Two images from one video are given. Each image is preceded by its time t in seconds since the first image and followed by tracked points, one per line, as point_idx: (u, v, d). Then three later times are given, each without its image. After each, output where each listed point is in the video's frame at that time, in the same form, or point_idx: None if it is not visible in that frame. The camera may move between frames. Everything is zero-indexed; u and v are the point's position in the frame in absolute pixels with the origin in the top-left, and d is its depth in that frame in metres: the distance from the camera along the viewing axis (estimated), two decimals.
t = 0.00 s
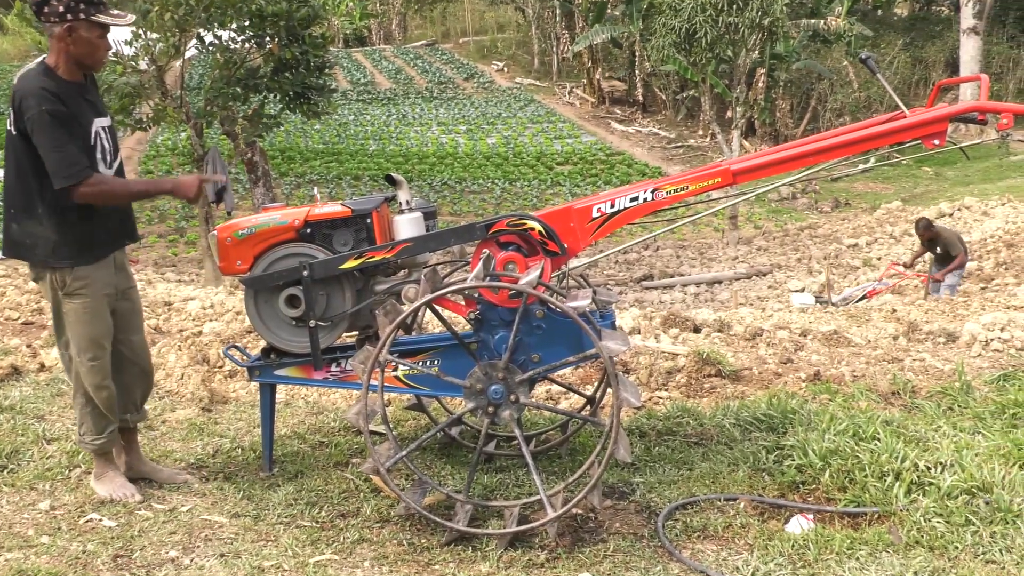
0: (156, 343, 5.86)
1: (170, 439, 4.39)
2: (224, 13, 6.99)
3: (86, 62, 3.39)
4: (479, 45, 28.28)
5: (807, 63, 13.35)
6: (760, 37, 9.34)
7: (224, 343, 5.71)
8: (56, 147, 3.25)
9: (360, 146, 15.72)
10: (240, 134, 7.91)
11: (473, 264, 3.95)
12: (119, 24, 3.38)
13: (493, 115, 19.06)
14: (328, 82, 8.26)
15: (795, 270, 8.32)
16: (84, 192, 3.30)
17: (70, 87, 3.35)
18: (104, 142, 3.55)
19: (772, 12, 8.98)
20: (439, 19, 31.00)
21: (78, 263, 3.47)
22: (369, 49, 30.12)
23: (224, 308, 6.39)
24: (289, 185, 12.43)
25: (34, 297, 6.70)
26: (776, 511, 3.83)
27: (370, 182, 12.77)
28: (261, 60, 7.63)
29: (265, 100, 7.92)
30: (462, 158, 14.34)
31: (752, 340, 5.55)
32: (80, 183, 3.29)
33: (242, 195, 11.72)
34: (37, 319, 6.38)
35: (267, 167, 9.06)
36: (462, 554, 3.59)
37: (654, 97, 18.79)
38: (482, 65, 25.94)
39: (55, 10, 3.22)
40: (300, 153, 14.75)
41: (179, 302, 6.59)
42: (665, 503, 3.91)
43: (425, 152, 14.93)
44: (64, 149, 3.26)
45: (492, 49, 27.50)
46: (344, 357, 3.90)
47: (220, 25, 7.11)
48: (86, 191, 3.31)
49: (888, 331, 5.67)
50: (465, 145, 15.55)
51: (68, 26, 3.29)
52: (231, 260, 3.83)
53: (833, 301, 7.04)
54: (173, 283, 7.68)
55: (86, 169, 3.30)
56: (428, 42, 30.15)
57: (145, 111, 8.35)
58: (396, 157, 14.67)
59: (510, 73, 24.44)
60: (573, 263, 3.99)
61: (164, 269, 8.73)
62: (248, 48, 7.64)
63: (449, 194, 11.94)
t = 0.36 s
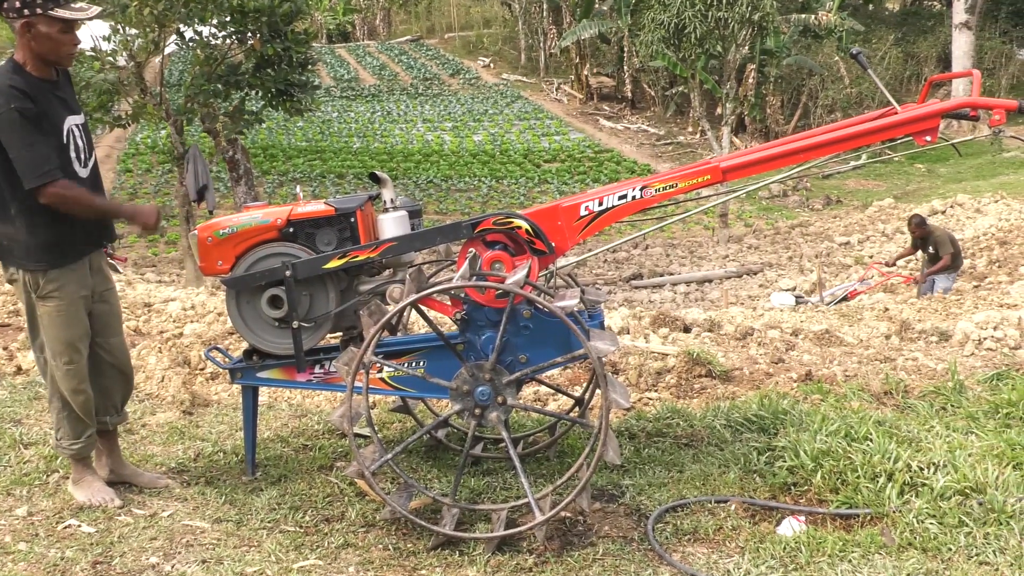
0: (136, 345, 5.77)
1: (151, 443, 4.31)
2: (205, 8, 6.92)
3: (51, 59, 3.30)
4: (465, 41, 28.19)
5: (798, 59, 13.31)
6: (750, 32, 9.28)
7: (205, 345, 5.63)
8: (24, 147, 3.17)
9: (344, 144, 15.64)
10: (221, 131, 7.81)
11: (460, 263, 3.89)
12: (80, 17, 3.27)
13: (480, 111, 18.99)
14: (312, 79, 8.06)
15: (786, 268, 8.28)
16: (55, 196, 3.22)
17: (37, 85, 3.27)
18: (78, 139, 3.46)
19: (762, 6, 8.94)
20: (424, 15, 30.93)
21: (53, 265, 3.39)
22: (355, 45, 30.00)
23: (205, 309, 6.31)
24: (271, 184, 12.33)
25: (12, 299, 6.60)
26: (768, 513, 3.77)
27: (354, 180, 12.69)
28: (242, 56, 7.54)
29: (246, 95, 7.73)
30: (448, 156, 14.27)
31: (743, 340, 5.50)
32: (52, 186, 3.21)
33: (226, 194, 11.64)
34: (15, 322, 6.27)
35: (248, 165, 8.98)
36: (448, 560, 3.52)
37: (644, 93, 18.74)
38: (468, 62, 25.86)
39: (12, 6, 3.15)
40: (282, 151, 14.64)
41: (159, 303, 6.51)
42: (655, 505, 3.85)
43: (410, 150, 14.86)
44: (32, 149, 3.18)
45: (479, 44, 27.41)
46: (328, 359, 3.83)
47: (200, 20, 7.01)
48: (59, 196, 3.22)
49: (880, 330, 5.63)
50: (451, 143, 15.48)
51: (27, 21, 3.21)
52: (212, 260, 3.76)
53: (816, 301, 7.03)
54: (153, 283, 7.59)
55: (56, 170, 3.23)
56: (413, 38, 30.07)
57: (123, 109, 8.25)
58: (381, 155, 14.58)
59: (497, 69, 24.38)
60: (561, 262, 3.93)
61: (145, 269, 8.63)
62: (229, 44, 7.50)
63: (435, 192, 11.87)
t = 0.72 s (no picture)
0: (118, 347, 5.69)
1: (134, 447, 4.23)
2: (188, 4, 6.85)
3: (26, 59, 3.19)
4: (453, 37, 28.08)
5: (792, 54, 13.25)
6: (742, 27, 9.22)
7: (189, 347, 5.56)
8: None
9: (330, 141, 15.56)
10: (205, 129, 7.73)
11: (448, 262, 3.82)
12: (57, 18, 3.16)
13: (469, 108, 18.92)
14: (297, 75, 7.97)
15: (780, 267, 8.23)
16: None
17: (9, 85, 3.16)
18: (57, 140, 3.34)
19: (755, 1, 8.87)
20: (411, 10, 30.82)
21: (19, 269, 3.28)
22: (341, 41, 29.89)
23: (189, 311, 6.24)
24: (256, 183, 12.24)
25: None
26: (762, 516, 3.72)
27: (341, 179, 12.59)
28: (227, 52, 7.45)
29: (230, 92, 7.63)
30: (436, 153, 14.20)
31: (736, 340, 5.45)
32: None
33: (210, 192, 11.54)
34: None
35: (232, 163, 8.90)
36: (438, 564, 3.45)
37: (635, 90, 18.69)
38: (457, 58, 25.78)
39: None
40: (267, 149, 14.53)
41: (142, 305, 6.43)
42: (648, 508, 3.79)
43: (398, 147, 14.78)
44: None
45: (467, 40, 27.33)
46: (314, 360, 3.76)
47: (183, 15, 6.93)
48: None
49: (875, 329, 5.57)
50: (439, 140, 15.42)
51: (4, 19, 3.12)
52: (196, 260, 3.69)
53: (799, 300, 7.01)
54: (136, 284, 7.50)
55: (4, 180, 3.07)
56: (400, 34, 29.96)
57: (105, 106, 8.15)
58: (368, 152, 14.50)
59: (486, 65, 24.30)
60: (551, 261, 3.87)
61: (128, 269, 8.54)
62: (213, 40, 7.45)
63: (424, 191, 11.80)
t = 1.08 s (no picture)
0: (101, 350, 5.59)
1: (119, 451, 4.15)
2: None
3: (47, 65, 3.02)
4: (443, 33, 27.99)
5: (787, 51, 13.18)
6: (737, 22, 9.16)
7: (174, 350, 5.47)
8: None
9: (318, 139, 15.47)
10: (191, 127, 7.64)
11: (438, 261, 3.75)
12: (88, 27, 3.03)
13: (460, 105, 18.85)
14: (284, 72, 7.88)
15: (777, 266, 8.18)
16: None
17: (14, 89, 2.93)
18: (60, 151, 3.06)
19: None
20: (401, 5, 30.71)
21: None
22: (328, 36, 29.77)
23: (174, 313, 6.16)
24: (242, 181, 12.15)
25: None
26: (758, 519, 3.66)
27: (330, 177, 12.50)
28: (213, 48, 7.36)
29: (218, 90, 7.53)
30: (427, 151, 14.13)
31: (732, 340, 5.39)
32: None
33: (195, 190, 11.45)
34: None
35: (218, 161, 8.81)
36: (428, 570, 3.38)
37: (629, 86, 18.63)
38: (447, 54, 25.70)
39: (14, 7, 2.88)
40: (254, 147, 14.43)
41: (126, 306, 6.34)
42: (642, 511, 3.73)
43: (388, 145, 14.70)
44: None
45: (457, 36, 27.24)
46: (302, 362, 3.70)
47: (167, 11, 6.85)
48: None
49: (873, 329, 5.52)
50: (429, 137, 15.36)
51: (29, 25, 2.94)
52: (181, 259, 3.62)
53: (785, 300, 6.97)
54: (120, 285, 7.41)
55: None
56: (389, 29, 29.87)
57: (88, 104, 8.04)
58: (357, 150, 14.41)
59: (477, 61, 24.22)
60: (543, 260, 3.80)
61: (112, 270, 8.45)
62: (199, 37, 7.37)
63: (413, 189, 11.73)
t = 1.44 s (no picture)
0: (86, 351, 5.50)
1: (105, 454, 4.07)
2: None
3: (115, 60, 2.87)
4: (435, 29, 27.90)
5: (784, 46, 13.12)
6: (733, 17, 9.09)
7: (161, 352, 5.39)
8: (27, 144, 2.69)
9: (308, 137, 15.39)
10: (178, 124, 7.54)
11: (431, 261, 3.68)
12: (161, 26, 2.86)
13: (452, 102, 18.78)
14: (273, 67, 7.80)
15: (774, 265, 8.12)
16: (21, 213, 2.71)
17: (83, 82, 2.81)
18: (122, 150, 2.96)
19: None
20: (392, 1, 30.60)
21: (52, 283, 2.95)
22: (317, 32, 29.65)
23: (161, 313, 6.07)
24: (232, 179, 12.05)
25: None
26: (756, 521, 3.60)
27: (320, 175, 12.41)
28: (201, 44, 7.28)
29: (205, 86, 7.46)
30: (419, 149, 14.06)
31: (729, 340, 5.33)
32: (22, 198, 2.70)
33: (181, 189, 11.36)
34: None
35: (207, 159, 8.73)
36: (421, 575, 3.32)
37: (623, 83, 18.57)
38: (439, 50, 25.61)
39: None
40: (244, 145, 14.33)
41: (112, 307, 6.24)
42: (638, 514, 3.67)
43: (380, 143, 14.61)
44: (38, 149, 2.70)
45: (449, 32, 27.14)
46: (292, 364, 3.64)
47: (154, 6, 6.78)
48: (22, 213, 2.71)
49: (871, 329, 5.46)
50: (421, 135, 15.28)
51: (101, 17, 2.78)
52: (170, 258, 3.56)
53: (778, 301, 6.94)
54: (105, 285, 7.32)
55: (45, 185, 2.73)
56: (381, 25, 29.76)
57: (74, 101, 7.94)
58: (348, 148, 14.32)
59: (469, 58, 24.14)
60: (537, 260, 3.74)
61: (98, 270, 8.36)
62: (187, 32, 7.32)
63: (405, 187, 11.65)
